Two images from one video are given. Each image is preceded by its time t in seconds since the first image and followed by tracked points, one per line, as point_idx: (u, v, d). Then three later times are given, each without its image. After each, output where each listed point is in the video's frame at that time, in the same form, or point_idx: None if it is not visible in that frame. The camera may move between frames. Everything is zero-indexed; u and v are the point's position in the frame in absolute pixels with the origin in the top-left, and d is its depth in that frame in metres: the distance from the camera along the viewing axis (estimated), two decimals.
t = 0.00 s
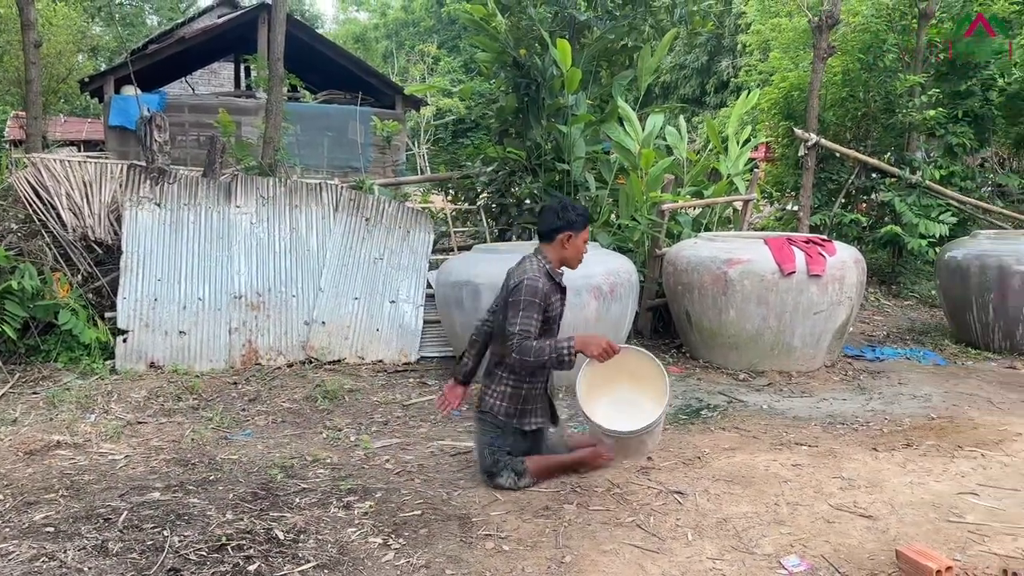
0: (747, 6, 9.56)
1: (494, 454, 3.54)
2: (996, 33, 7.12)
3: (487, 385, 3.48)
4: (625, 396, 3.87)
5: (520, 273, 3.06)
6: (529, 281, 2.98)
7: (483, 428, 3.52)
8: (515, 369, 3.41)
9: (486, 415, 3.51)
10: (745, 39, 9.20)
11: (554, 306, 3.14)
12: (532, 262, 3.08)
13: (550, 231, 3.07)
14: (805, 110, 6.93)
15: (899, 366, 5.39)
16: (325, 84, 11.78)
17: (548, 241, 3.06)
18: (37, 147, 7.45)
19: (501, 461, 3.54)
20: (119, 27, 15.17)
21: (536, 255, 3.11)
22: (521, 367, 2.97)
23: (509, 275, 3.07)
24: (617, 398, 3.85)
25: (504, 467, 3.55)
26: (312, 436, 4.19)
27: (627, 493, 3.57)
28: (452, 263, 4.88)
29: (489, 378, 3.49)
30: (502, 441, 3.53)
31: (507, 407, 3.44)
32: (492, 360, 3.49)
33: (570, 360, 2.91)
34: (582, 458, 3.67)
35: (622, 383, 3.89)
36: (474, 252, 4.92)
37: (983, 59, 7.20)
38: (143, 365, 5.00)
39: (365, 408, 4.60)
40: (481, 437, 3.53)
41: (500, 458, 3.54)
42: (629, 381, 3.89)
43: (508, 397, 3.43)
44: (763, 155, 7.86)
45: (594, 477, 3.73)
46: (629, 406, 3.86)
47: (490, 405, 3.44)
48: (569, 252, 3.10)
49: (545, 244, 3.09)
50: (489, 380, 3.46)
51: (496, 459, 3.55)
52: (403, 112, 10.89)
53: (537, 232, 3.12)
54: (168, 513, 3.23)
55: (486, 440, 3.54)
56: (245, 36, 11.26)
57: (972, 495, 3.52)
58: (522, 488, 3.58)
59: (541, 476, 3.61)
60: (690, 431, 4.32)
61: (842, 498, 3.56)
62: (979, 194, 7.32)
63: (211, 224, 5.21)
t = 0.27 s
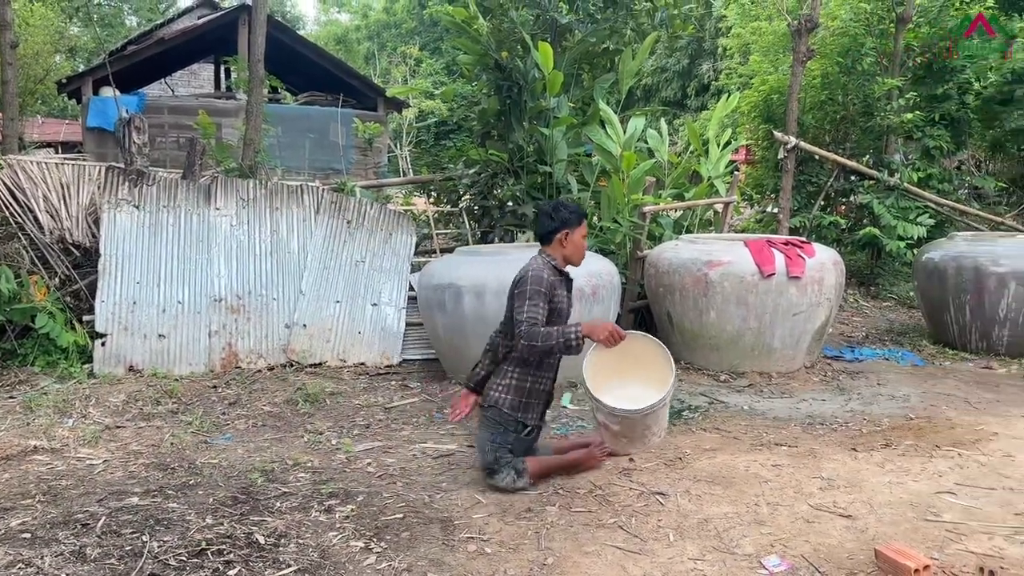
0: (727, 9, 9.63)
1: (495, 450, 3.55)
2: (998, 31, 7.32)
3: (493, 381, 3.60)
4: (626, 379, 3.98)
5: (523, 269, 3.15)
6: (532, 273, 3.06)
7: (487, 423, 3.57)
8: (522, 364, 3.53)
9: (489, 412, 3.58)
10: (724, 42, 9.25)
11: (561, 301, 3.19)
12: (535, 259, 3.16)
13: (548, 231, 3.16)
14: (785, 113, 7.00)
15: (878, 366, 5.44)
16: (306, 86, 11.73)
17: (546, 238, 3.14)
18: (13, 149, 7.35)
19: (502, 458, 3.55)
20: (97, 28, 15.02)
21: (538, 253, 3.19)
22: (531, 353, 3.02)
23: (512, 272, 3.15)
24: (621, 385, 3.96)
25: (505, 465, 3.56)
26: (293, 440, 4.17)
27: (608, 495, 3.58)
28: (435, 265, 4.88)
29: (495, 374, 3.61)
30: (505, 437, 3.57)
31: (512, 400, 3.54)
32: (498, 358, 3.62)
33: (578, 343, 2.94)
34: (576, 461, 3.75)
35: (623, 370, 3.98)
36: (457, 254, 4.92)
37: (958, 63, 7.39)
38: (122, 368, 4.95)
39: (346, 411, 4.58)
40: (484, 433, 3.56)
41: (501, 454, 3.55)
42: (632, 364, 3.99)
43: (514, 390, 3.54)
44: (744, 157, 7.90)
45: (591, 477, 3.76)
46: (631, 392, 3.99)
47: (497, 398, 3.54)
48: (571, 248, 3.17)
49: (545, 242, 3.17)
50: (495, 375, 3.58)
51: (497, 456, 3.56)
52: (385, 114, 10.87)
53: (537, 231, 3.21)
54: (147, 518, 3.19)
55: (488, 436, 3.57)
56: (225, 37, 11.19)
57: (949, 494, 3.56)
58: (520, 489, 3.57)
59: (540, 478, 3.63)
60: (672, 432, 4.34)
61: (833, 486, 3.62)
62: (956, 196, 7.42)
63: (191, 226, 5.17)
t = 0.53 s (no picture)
0: (708, 12, 9.67)
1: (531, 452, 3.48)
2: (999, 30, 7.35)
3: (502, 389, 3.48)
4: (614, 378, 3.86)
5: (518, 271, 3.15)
6: (527, 274, 3.06)
7: (512, 431, 3.47)
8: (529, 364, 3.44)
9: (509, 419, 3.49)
10: (705, 45, 9.31)
11: (557, 304, 3.19)
12: (529, 261, 3.17)
13: (541, 234, 3.16)
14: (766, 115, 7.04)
15: (858, 367, 5.48)
16: (288, 87, 11.67)
17: (540, 241, 3.15)
18: None
19: (542, 456, 3.48)
20: (76, 28, 14.86)
21: (533, 256, 3.20)
22: (521, 354, 3.02)
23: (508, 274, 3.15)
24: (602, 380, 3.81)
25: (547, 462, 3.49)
26: (274, 443, 4.14)
27: (591, 496, 3.58)
28: (417, 268, 4.87)
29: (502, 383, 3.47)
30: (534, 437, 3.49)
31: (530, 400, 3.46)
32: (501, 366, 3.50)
33: (565, 343, 2.94)
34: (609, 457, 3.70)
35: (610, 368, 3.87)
36: (439, 256, 4.91)
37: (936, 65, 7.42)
38: (101, 372, 4.89)
39: (328, 414, 4.55)
40: (511, 440, 3.47)
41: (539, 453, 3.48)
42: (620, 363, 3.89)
43: (529, 391, 3.45)
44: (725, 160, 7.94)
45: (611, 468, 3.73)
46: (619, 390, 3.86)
47: (515, 405, 3.43)
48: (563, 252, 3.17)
49: (538, 245, 3.18)
50: (506, 382, 3.45)
51: (537, 456, 3.51)
52: (367, 115, 10.85)
53: (531, 234, 3.22)
54: (126, 523, 3.16)
55: (517, 442, 3.48)
56: (206, 37, 11.12)
57: (928, 493, 3.59)
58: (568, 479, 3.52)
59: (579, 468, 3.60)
60: (654, 433, 4.35)
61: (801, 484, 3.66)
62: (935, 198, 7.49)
63: (170, 229, 5.13)
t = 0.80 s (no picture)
0: (688, 14, 9.72)
1: (555, 456, 3.57)
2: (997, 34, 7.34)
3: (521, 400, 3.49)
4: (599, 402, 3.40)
5: (522, 277, 3.13)
6: (531, 284, 3.04)
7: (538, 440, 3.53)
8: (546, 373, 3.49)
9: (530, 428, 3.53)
10: (685, 46, 9.37)
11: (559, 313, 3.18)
12: (535, 267, 3.15)
13: (546, 240, 3.15)
14: (744, 117, 7.10)
15: (835, 367, 5.53)
16: (267, 87, 11.58)
17: (545, 248, 3.13)
18: None
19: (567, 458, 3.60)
20: (51, 27, 14.68)
21: (538, 262, 3.18)
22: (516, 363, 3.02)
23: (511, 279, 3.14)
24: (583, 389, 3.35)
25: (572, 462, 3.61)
26: (253, 446, 4.11)
27: (571, 496, 3.58)
28: (398, 269, 4.85)
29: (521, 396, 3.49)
30: (558, 443, 3.57)
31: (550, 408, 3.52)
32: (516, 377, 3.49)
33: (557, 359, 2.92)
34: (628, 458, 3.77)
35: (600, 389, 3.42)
36: (421, 257, 4.90)
37: (912, 68, 7.46)
38: (77, 375, 4.84)
39: (307, 416, 4.52)
40: (538, 447, 3.54)
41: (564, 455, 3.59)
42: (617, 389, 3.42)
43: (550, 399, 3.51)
44: (705, 162, 7.99)
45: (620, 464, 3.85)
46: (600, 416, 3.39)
47: (541, 414, 3.48)
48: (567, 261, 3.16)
49: (543, 251, 3.16)
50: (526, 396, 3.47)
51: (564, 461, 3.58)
52: (348, 116, 10.80)
53: (536, 239, 3.19)
54: (103, 528, 3.12)
55: (543, 449, 3.55)
56: (184, 38, 11.03)
57: (904, 491, 3.62)
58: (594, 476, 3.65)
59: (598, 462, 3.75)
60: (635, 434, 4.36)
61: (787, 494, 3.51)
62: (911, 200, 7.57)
63: (148, 230, 5.08)
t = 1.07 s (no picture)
0: (668, 16, 9.76)
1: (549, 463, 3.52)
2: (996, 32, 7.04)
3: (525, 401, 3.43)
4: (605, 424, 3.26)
5: (543, 286, 3.07)
6: (552, 298, 2.99)
7: (540, 443, 3.46)
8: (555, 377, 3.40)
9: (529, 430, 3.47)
10: (664, 48, 9.41)
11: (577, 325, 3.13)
12: (557, 277, 3.07)
13: (571, 249, 3.07)
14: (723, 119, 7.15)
15: (813, 366, 5.58)
16: (245, 87, 11.49)
17: (570, 257, 3.06)
18: None
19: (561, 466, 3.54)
20: (26, 26, 14.47)
21: (558, 271, 3.11)
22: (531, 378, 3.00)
23: (532, 287, 3.07)
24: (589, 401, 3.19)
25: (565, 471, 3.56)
26: (231, 449, 4.07)
27: (550, 496, 3.59)
28: (378, 270, 4.83)
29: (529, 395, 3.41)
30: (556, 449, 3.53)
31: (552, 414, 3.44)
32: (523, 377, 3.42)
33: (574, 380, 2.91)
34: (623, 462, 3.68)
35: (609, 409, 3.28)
36: (400, 258, 4.88)
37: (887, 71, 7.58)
38: (53, 378, 4.78)
39: (286, 418, 4.50)
40: (532, 451, 3.48)
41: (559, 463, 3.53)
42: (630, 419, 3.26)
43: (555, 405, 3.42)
44: (685, 163, 8.02)
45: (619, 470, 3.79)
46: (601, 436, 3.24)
47: (542, 419, 3.41)
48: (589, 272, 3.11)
49: (565, 260, 3.09)
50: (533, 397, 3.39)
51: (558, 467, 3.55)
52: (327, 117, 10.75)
53: (558, 246, 3.12)
54: (78, 532, 3.08)
55: (538, 453, 3.49)
56: (161, 37, 10.92)
57: (881, 489, 3.66)
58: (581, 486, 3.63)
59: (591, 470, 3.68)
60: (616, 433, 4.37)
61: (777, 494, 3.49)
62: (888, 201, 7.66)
63: (124, 231, 5.03)
